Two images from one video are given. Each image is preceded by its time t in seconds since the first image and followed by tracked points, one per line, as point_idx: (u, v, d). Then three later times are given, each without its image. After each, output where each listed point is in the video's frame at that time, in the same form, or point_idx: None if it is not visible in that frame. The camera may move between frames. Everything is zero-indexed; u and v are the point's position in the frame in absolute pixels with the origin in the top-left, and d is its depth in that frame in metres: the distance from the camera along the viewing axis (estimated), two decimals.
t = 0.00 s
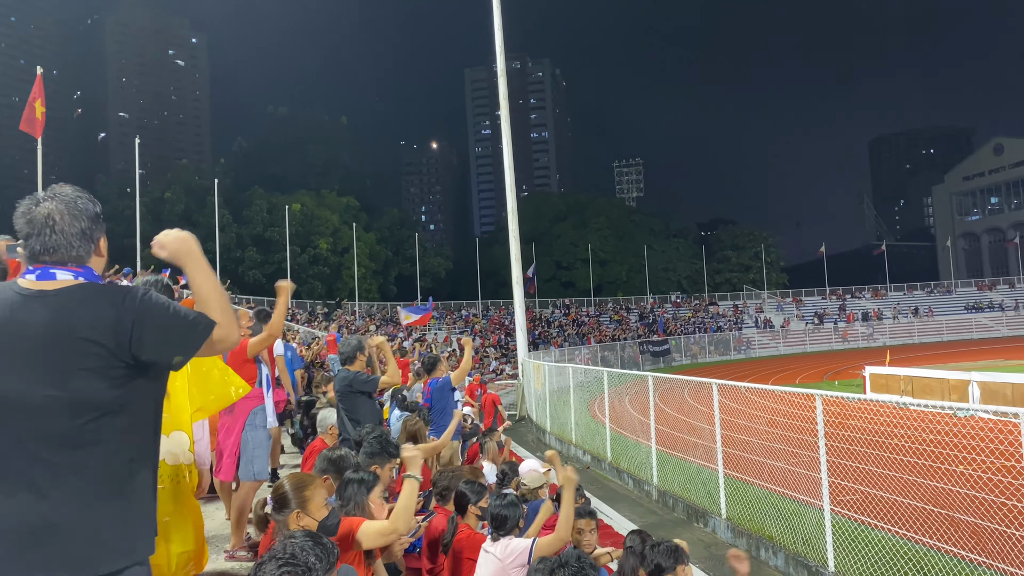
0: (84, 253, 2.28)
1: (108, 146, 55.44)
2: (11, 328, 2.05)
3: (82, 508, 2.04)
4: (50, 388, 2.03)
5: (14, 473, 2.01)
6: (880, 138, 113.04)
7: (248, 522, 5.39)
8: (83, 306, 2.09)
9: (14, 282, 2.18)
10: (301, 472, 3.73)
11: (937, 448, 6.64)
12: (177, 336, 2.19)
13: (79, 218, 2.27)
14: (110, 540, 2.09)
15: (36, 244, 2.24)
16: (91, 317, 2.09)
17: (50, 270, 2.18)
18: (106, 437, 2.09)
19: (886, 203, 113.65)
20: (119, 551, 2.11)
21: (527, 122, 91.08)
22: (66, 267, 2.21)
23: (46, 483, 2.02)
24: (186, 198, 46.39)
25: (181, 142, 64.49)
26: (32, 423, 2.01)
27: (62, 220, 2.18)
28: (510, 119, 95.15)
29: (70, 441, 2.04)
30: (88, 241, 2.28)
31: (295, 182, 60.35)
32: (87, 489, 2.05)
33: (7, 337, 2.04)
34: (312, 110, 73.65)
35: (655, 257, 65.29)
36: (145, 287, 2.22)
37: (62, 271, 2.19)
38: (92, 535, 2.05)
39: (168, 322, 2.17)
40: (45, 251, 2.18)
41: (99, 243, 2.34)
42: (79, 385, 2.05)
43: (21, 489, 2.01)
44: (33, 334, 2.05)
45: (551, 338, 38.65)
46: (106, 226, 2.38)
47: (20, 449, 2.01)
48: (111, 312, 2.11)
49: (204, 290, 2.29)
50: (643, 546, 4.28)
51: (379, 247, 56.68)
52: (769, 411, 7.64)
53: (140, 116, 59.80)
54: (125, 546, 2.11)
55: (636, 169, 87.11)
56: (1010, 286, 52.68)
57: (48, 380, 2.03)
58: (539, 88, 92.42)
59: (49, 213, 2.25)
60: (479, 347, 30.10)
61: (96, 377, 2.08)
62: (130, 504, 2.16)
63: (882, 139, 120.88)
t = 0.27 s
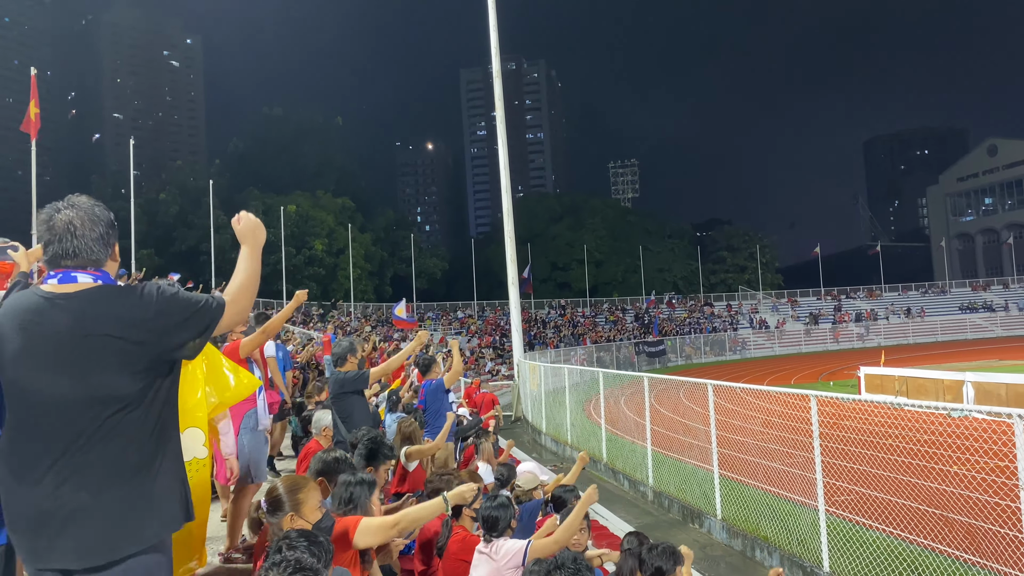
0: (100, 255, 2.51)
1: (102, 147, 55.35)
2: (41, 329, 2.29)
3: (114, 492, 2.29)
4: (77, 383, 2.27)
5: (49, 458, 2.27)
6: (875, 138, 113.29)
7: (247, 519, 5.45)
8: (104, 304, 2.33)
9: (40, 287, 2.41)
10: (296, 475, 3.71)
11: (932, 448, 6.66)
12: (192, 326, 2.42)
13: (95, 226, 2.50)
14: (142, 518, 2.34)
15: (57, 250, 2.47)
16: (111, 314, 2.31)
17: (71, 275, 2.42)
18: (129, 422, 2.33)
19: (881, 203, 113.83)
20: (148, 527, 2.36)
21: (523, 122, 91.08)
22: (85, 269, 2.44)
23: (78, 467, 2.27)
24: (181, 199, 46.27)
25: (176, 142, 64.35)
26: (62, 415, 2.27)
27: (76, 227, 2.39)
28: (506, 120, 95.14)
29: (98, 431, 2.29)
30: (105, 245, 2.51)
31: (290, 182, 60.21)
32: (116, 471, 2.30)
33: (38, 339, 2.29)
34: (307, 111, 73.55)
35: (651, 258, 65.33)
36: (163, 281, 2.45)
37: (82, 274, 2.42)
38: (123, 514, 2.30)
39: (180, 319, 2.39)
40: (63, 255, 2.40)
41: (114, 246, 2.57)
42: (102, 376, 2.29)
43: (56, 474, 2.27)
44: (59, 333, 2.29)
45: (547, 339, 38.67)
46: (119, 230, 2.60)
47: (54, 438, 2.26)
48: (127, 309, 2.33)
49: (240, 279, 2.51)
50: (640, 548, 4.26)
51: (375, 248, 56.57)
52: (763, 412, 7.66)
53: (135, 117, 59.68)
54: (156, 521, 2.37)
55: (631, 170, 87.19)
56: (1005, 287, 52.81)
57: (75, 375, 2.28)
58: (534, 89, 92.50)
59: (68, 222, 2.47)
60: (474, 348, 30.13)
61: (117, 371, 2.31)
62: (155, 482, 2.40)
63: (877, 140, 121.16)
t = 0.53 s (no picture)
0: (101, 266, 2.56)
1: (99, 149, 55.34)
2: (46, 339, 2.36)
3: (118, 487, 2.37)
4: (79, 388, 2.34)
5: (57, 460, 2.35)
6: (873, 139, 113.41)
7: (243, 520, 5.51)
8: (108, 314, 2.40)
9: (46, 298, 2.47)
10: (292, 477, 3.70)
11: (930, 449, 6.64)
12: (189, 328, 2.51)
13: (97, 238, 2.55)
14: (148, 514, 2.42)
15: (61, 263, 2.53)
16: (116, 322, 2.39)
17: (75, 285, 2.48)
18: (135, 424, 2.41)
19: (879, 204, 113.98)
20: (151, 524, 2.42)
21: (521, 124, 91.10)
22: (89, 280, 2.50)
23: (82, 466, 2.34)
24: (179, 202, 46.23)
25: (174, 144, 64.33)
26: (66, 418, 2.33)
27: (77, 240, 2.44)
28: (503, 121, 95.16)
29: (104, 434, 2.36)
30: (107, 256, 2.58)
31: (288, 184, 60.17)
32: (122, 467, 2.38)
33: (43, 344, 2.36)
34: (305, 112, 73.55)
35: (648, 259, 65.36)
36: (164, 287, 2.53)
37: (86, 284, 2.49)
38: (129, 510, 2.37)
39: (179, 321, 2.48)
40: (68, 265, 2.47)
41: (116, 253, 2.63)
42: (108, 382, 2.36)
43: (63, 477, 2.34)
44: (62, 342, 2.36)
45: (545, 341, 38.67)
46: (120, 240, 2.65)
47: (60, 441, 2.33)
48: (130, 317, 2.42)
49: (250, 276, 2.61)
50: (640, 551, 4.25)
51: (372, 249, 56.55)
52: (762, 414, 7.64)
53: (132, 119, 59.64)
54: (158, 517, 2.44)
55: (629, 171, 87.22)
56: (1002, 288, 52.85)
57: (77, 380, 2.34)
58: (532, 91, 92.50)
59: (71, 236, 2.52)
60: (472, 349, 30.15)
61: (120, 375, 2.38)
62: (160, 480, 2.48)
63: (874, 141, 121.30)
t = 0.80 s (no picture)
0: (92, 278, 2.88)
1: (98, 150, 55.37)
2: (48, 345, 2.69)
3: (109, 469, 2.71)
4: (77, 384, 2.67)
5: (57, 449, 2.66)
6: (872, 140, 113.46)
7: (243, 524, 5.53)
8: (101, 321, 2.74)
9: (43, 307, 2.79)
10: (293, 478, 3.70)
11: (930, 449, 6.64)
12: (172, 330, 2.85)
13: (85, 254, 2.87)
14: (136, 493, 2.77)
15: (56, 274, 2.85)
16: (108, 329, 2.74)
17: (71, 296, 2.79)
18: (127, 417, 2.75)
19: (878, 205, 113.98)
20: (137, 504, 2.77)
21: (520, 126, 91.13)
22: (81, 289, 2.82)
23: (77, 454, 2.67)
24: (178, 203, 46.22)
25: (173, 146, 64.31)
26: (64, 412, 2.66)
27: (68, 256, 2.75)
28: (502, 123, 95.16)
29: (98, 425, 2.69)
30: (96, 268, 2.89)
31: (287, 185, 60.19)
32: (112, 452, 2.72)
33: (41, 347, 2.69)
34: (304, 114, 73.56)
35: (648, 261, 65.37)
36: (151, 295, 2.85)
37: (78, 293, 2.81)
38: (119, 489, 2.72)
39: (162, 322, 2.83)
40: (61, 278, 2.79)
41: (105, 264, 2.96)
42: (101, 380, 2.70)
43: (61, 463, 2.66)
44: (61, 344, 2.69)
45: (545, 342, 38.68)
46: (106, 251, 2.95)
47: (59, 432, 2.66)
48: (121, 323, 2.76)
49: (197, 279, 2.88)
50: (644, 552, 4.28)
51: (372, 251, 56.50)
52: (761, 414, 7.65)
53: (131, 121, 59.63)
54: (142, 496, 2.78)
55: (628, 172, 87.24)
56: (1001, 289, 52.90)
57: (75, 377, 2.68)
58: (531, 92, 92.50)
59: (63, 251, 2.83)
60: (471, 351, 30.18)
61: (115, 373, 2.73)
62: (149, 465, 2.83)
63: (873, 142, 121.40)
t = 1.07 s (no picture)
0: (88, 280, 2.99)
1: (99, 152, 55.40)
2: (48, 341, 2.80)
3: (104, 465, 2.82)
4: (79, 382, 2.78)
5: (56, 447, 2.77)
6: (872, 141, 113.47)
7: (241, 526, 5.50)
8: (100, 321, 2.85)
9: (43, 307, 2.90)
10: (295, 480, 3.68)
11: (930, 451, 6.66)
12: (169, 329, 3.00)
13: (82, 258, 2.98)
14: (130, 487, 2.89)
15: (53, 276, 2.96)
16: (107, 326, 2.85)
17: (70, 295, 2.92)
18: (123, 417, 2.86)
19: (879, 206, 114.00)
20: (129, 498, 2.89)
21: (521, 127, 91.18)
22: (79, 290, 2.94)
23: (76, 449, 2.77)
24: (179, 205, 46.26)
25: (174, 148, 64.34)
26: (66, 408, 2.76)
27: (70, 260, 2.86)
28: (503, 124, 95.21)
29: (97, 422, 2.80)
30: (93, 271, 3.00)
31: (288, 187, 60.26)
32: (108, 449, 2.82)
33: (44, 345, 2.79)
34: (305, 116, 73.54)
35: (649, 262, 65.35)
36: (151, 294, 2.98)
37: (77, 293, 2.92)
38: (115, 483, 2.84)
39: (162, 321, 2.97)
40: (60, 280, 2.89)
41: (101, 267, 3.08)
42: (101, 378, 2.82)
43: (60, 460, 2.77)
44: (63, 343, 2.79)
45: (546, 343, 38.68)
46: (103, 254, 3.09)
47: (60, 430, 2.76)
48: (119, 323, 2.87)
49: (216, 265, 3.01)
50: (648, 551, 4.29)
51: (373, 252, 56.52)
52: (763, 416, 7.67)
53: (132, 122, 59.65)
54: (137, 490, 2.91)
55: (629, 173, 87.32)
56: (1003, 290, 52.87)
57: (75, 375, 2.79)
58: (531, 94, 92.55)
59: (61, 254, 2.95)
60: (472, 352, 30.16)
61: (115, 371, 2.85)
62: (141, 459, 2.96)
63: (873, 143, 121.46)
